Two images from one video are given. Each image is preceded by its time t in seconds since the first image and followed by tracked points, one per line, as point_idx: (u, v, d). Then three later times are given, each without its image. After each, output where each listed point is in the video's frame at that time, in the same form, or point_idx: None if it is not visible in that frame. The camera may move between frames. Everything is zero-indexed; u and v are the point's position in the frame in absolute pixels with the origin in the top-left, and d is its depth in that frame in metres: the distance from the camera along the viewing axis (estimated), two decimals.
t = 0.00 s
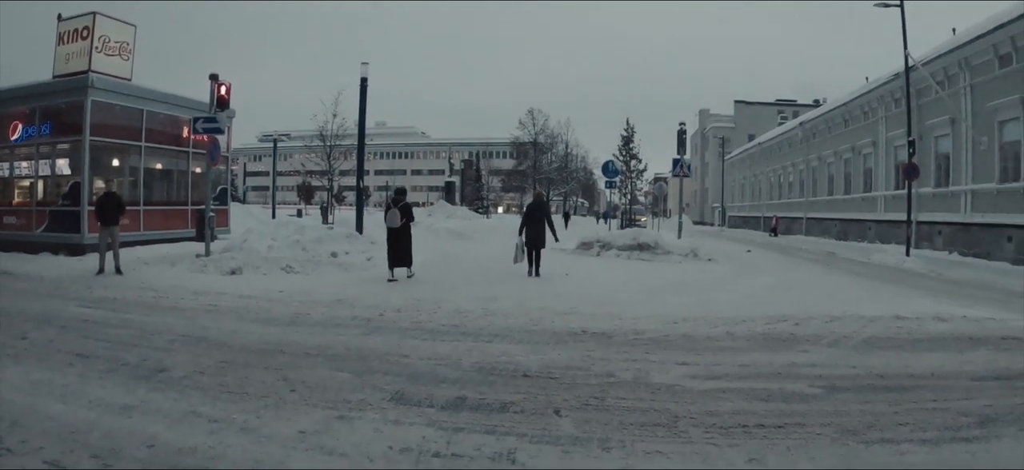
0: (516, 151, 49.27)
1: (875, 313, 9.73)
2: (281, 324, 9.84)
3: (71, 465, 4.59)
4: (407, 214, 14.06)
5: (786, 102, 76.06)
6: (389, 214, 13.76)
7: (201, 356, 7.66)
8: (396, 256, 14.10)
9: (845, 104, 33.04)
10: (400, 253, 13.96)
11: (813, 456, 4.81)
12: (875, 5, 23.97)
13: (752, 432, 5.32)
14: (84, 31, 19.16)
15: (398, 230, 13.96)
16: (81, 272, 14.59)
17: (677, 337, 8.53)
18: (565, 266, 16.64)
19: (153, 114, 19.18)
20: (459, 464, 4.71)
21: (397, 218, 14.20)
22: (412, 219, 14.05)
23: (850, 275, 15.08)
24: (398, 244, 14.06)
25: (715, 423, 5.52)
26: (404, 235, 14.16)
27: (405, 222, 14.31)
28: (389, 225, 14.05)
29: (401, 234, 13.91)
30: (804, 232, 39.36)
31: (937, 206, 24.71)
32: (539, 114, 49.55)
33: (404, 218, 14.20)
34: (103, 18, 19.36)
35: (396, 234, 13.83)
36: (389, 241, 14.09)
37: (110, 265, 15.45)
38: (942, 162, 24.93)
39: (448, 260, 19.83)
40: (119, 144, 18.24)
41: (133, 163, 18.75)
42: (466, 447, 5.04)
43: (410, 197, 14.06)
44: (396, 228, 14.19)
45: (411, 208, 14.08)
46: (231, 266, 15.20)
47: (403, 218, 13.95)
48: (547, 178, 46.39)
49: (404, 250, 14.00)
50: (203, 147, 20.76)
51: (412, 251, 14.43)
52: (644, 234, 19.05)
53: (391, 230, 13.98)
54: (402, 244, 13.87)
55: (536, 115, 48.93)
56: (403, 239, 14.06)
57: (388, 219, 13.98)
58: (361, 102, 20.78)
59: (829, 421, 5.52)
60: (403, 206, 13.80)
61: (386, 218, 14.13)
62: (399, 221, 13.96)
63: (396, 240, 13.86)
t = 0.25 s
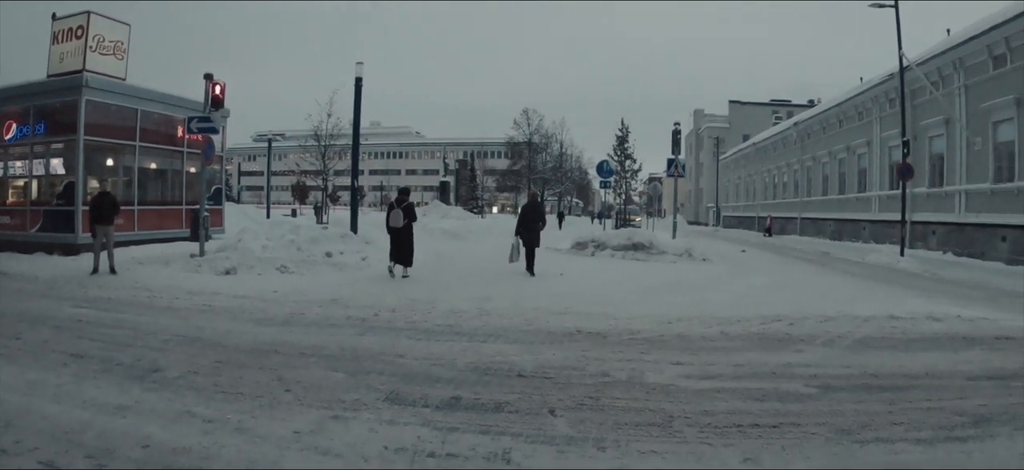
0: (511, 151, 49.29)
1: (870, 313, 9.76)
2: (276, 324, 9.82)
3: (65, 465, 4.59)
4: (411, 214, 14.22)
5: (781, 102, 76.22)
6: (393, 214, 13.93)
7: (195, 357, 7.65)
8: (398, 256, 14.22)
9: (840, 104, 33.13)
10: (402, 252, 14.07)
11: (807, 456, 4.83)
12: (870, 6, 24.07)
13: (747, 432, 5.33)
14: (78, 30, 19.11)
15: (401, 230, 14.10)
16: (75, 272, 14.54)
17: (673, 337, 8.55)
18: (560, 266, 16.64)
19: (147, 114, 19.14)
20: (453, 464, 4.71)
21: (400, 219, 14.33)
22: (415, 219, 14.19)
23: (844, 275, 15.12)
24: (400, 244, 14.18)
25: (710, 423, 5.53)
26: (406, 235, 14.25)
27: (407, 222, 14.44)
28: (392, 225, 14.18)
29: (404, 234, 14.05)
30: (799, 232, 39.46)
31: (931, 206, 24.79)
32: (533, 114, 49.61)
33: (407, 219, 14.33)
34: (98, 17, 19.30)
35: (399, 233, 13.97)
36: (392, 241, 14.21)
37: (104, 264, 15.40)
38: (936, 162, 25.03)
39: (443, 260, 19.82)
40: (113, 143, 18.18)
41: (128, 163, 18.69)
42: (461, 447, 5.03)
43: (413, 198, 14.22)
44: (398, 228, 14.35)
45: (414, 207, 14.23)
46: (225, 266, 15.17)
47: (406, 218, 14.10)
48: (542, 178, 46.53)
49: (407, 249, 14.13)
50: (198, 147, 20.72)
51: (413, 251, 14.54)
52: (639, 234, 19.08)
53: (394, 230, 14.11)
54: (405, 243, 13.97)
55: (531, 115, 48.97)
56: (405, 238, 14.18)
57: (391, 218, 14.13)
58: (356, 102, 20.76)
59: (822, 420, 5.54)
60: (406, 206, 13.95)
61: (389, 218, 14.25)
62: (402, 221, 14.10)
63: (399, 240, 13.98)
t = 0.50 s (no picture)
0: (500, 151, 49.30)
1: (858, 313, 9.81)
2: (265, 324, 9.79)
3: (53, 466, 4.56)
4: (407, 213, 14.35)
5: (769, 102, 76.58)
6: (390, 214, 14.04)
7: (184, 357, 7.62)
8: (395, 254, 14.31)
9: (829, 105, 33.32)
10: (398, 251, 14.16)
11: (795, 455, 4.86)
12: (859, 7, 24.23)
13: (735, 431, 5.37)
14: (66, 29, 18.98)
15: (397, 229, 14.19)
16: (63, 272, 14.44)
17: (662, 337, 8.57)
18: (549, 266, 16.66)
19: (136, 113, 19.03)
20: (443, 465, 4.71)
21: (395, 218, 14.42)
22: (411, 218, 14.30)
23: (832, 275, 15.22)
24: (396, 243, 14.26)
25: (698, 422, 5.56)
26: (402, 235, 14.33)
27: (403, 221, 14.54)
28: (387, 224, 14.29)
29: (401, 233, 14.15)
30: (787, 232, 39.66)
31: (919, 207, 24.98)
32: (523, 114, 49.65)
33: (403, 218, 14.42)
34: (86, 16, 19.18)
35: (395, 232, 14.08)
36: (388, 241, 14.30)
37: (92, 264, 15.30)
38: (924, 162, 25.22)
39: (433, 259, 19.81)
40: (101, 143, 18.06)
41: (116, 162, 18.58)
42: (449, 447, 5.04)
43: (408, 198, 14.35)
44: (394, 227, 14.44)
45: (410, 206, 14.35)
46: (214, 266, 15.10)
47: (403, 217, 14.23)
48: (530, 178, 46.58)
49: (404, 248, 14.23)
50: (186, 147, 20.61)
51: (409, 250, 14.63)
52: (628, 234, 19.13)
53: (390, 229, 14.22)
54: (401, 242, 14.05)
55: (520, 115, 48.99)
56: (401, 237, 14.26)
57: (387, 217, 14.23)
58: (346, 102, 20.71)
59: (810, 420, 5.58)
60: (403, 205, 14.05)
61: (384, 218, 14.33)
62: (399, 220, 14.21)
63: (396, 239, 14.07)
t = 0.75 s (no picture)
0: (487, 152, 49.29)
1: (844, 313, 9.90)
2: (253, 326, 9.76)
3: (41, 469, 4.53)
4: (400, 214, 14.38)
5: (757, 103, 77.01)
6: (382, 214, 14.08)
7: (172, 360, 7.58)
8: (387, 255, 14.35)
9: (817, 106, 33.53)
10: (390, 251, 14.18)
11: (782, 455, 4.90)
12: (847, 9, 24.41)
13: (724, 432, 5.40)
14: (52, 29, 18.84)
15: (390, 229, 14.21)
16: (49, 274, 14.33)
17: (651, 338, 8.61)
18: (537, 267, 16.68)
19: (122, 114, 18.91)
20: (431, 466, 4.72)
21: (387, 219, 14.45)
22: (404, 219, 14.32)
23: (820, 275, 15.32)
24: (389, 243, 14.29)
25: (687, 423, 5.59)
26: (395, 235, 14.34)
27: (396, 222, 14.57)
28: (381, 225, 14.33)
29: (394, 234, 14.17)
30: (774, 233, 39.90)
31: (907, 207, 25.17)
32: (511, 115, 49.69)
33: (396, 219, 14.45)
34: (73, 16, 19.04)
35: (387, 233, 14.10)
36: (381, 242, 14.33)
37: (78, 266, 15.18)
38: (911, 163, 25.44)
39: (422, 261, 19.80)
40: (87, 144, 17.92)
41: (103, 163, 18.45)
42: (438, 449, 5.05)
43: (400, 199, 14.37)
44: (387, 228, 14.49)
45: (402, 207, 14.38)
46: (201, 267, 15.02)
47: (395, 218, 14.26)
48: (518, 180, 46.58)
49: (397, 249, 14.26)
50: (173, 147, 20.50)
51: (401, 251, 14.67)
52: (616, 235, 19.19)
53: (383, 229, 14.25)
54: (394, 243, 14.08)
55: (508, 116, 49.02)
56: (394, 238, 14.28)
57: (380, 218, 14.26)
58: (334, 103, 20.67)
59: (797, 419, 5.63)
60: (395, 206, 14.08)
61: (377, 219, 14.37)
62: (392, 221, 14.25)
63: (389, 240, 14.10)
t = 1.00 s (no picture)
0: (477, 152, 49.26)
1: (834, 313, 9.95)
2: (242, 326, 9.74)
3: None
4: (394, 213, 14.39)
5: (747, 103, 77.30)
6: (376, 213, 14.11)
7: (162, 360, 7.55)
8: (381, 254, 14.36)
9: (806, 106, 33.69)
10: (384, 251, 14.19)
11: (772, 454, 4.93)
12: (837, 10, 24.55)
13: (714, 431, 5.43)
14: (42, 28, 18.73)
15: (384, 229, 14.24)
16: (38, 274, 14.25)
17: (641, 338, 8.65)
18: (528, 266, 16.70)
19: (112, 113, 18.82)
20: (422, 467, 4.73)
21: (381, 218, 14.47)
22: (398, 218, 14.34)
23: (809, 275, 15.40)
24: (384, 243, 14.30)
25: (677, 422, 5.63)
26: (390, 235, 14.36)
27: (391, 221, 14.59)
28: (376, 224, 14.36)
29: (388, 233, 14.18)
30: (764, 233, 40.07)
31: (896, 207, 25.32)
32: (502, 115, 49.70)
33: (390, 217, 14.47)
34: (63, 15, 18.93)
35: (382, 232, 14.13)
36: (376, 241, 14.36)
37: (68, 266, 15.10)
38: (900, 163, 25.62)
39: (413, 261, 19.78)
40: (77, 143, 17.80)
41: (93, 163, 18.35)
42: (428, 450, 5.06)
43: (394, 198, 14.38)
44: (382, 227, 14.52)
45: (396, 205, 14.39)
46: (191, 267, 14.96)
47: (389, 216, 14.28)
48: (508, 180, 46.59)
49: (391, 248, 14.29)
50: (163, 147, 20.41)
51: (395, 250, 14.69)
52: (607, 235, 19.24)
53: (378, 228, 14.29)
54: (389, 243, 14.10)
55: (499, 116, 49.02)
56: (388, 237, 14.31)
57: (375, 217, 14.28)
58: (325, 102, 20.63)
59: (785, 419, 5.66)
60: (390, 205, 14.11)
61: (372, 218, 14.39)
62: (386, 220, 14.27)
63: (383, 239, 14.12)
